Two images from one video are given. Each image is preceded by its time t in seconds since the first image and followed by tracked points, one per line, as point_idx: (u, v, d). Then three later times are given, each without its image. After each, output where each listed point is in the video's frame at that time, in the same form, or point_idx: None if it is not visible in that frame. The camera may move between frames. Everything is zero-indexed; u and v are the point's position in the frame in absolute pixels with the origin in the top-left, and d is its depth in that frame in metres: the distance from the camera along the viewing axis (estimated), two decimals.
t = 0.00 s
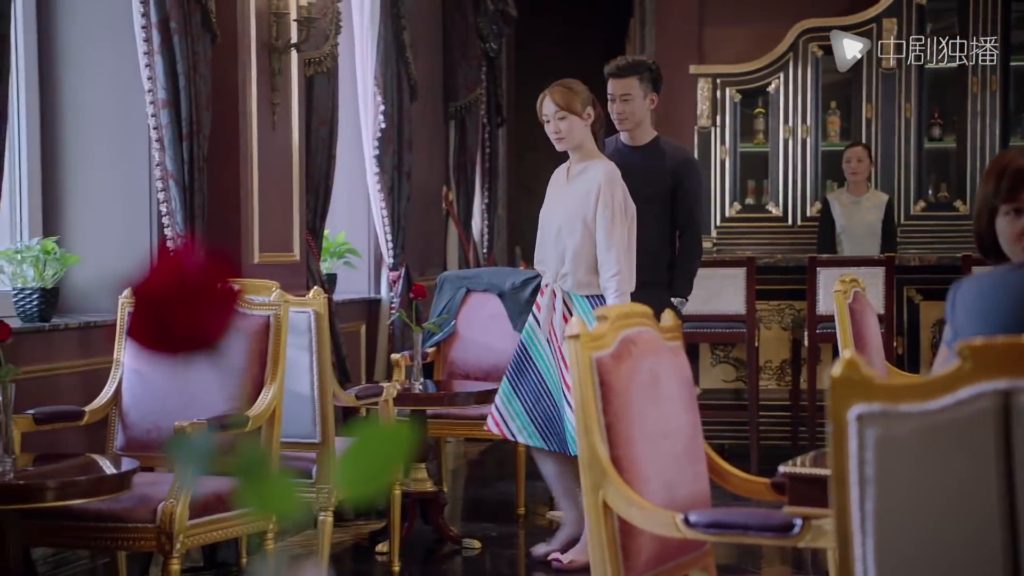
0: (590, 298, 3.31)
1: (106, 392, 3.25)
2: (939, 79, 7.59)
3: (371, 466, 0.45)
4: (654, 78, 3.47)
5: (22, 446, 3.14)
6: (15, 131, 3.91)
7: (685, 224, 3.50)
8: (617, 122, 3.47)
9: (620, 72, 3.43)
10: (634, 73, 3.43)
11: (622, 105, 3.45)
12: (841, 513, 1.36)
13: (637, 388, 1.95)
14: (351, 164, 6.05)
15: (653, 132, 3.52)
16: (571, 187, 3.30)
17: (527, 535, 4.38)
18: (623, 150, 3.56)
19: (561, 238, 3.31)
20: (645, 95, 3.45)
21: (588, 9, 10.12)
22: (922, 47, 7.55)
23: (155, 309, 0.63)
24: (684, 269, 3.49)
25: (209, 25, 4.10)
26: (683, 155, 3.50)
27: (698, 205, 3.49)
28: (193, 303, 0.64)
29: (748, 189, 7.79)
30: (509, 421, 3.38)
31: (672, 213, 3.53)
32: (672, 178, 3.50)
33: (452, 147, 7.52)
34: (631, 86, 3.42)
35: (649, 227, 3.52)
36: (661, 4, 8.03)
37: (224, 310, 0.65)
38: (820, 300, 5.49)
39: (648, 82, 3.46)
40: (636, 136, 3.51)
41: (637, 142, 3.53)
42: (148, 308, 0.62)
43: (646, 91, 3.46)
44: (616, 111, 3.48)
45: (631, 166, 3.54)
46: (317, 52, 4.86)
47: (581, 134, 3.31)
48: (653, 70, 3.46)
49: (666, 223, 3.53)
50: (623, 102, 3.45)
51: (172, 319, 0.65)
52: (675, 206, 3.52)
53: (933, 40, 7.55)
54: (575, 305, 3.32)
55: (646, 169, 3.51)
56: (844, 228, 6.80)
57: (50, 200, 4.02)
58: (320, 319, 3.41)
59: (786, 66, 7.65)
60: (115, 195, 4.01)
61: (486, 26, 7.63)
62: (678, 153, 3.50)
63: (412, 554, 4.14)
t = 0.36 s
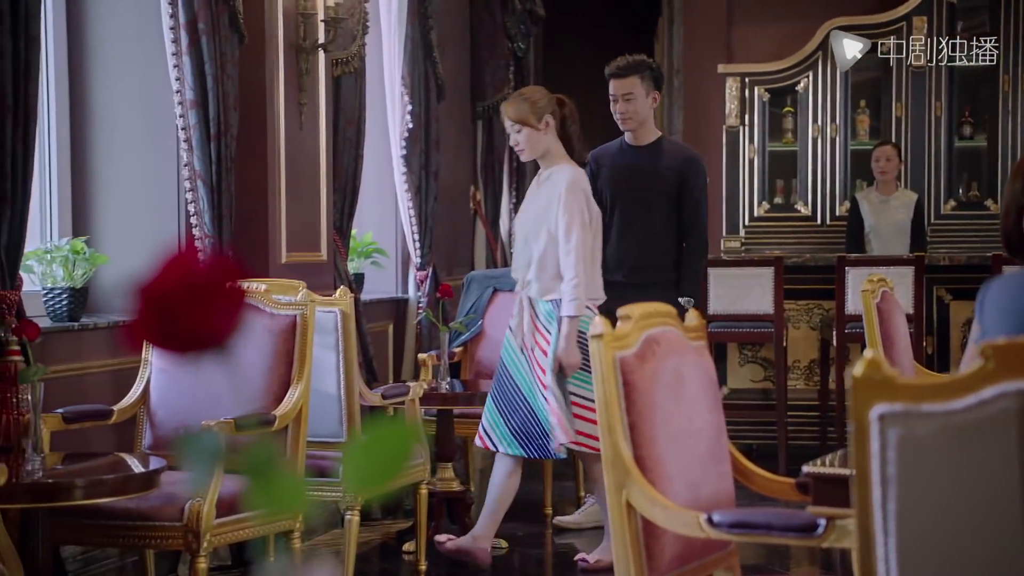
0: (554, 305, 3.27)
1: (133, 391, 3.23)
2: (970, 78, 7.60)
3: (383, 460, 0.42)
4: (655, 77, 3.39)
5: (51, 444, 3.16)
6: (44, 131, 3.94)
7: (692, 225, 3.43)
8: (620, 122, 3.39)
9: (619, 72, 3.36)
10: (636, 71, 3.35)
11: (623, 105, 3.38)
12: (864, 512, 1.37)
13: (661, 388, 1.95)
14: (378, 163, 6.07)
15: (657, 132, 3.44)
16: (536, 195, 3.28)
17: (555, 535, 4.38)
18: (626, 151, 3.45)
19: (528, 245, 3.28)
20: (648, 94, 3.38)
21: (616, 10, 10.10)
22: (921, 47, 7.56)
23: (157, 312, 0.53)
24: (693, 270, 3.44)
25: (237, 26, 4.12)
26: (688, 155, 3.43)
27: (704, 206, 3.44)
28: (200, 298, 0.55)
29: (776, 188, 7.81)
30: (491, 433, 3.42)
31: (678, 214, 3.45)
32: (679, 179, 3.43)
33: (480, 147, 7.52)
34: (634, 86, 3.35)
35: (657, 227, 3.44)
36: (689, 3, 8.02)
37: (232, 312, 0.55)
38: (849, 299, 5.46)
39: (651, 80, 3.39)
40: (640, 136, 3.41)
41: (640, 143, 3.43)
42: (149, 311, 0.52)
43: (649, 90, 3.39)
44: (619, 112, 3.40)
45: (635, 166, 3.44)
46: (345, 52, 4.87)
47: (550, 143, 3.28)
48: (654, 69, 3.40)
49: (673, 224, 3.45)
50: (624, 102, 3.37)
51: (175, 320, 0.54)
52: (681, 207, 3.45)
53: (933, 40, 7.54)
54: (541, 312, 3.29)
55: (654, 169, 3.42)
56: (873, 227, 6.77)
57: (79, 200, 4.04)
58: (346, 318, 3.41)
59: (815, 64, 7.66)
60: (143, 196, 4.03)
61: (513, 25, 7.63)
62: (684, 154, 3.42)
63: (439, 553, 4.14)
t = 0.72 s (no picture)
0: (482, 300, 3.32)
1: (152, 391, 3.25)
2: (991, 77, 7.57)
3: (373, 461, 0.50)
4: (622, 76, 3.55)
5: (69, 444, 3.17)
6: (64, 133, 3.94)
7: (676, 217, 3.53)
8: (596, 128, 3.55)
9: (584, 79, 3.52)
10: (602, 76, 3.52)
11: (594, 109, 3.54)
12: (875, 512, 1.38)
13: (675, 388, 1.94)
14: (397, 164, 6.07)
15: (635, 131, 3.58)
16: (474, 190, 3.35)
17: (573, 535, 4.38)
18: (608, 154, 3.59)
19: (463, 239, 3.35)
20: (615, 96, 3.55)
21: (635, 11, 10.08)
22: (921, 47, 7.56)
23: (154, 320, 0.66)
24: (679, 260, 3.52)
25: (255, 26, 4.12)
26: (665, 148, 3.55)
27: (685, 197, 3.53)
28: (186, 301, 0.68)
29: (796, 188, 7.86)
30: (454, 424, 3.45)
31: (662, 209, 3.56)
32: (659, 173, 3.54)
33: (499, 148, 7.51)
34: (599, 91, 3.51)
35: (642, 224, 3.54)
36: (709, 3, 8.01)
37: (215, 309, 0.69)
38: (869, 299, 5.43)
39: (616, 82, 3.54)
40: (618, 136, 3.55)
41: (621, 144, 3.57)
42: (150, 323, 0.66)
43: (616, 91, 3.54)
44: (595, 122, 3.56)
45: (617, 167, 3.57)
46: (363, 53, 4.88)
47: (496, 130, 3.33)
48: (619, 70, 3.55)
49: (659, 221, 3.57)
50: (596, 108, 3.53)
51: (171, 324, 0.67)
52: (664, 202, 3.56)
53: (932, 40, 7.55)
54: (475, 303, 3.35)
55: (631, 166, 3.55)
56: (893, 227, 6.75)
57: (98, 201, 4.05)
58: (364, 318, 3.42)
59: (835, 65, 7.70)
60: (162, 197, 4.04)
61: (532, 25, 7.63)
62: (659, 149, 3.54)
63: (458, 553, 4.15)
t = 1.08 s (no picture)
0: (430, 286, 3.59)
1: (168, 390, 3.24)
2: (1013, 75, 7.54)
3: (363, 464, 0.45)
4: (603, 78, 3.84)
5: (86, 444, 3.17)
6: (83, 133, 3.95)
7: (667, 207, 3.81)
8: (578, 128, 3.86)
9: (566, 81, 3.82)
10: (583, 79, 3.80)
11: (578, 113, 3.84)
12: (886, 514, 1.39)
13: (690, 388, 1.93)
14: (415, 164, 6.07)
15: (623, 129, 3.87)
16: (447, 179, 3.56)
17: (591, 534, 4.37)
18: (598, 158, 3.88)
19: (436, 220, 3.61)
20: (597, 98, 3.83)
21: (654, 11, 10.06)
22: (921, 48, 7.61)
23: (140, 312, 0.49)
24: (670, 251, 3.81)
25: (274, 26, 4.12)
26: (648, 144, 3.82)
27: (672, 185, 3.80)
28: (181, 292, 0.50)
29: (817, 187, 7.85)
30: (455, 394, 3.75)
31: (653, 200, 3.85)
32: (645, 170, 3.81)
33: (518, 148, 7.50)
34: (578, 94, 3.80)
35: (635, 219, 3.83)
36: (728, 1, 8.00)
37: (221, 310, 0.50)
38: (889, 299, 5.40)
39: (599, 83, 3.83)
40: (603, 136, 3.86)
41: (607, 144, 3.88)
42: (133, 315, 0.49)
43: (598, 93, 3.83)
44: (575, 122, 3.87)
45: (607, 168, 3.86)
46: (381, 51, 4.89)
47: (467, 132, 3.47)
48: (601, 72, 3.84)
49: (651, 215, 3.85)
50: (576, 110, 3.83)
51: (164, 321, 0.50)
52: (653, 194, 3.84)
53: (932, 41, 7.59)
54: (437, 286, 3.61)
55: (620, 167, 3.83)
56: (914, 226, 6.73)
57: (117, 202, 4.06)
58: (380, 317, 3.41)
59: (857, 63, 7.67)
60: (180, 199, 4.05)
61: (552, 24, 7.62)
62: (642, 144, 3.81)
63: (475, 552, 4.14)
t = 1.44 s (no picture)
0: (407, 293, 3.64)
1: (181, 389, 3.22)
2: None
3: (352, 465, 0.44)
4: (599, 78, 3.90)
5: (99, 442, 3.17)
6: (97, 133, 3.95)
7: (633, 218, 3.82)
8: (568, 123, 3.90)
9: (563, 75, 3.88)
10: (580, 75, 3.86)
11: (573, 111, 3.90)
12: (895, 515, 1.38)
13: (699, 388, 1.93)
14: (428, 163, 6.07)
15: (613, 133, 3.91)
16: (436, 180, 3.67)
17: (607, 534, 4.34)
18: (586, 156, 3.94)
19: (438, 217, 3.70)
20: (592, 96, 3.87)
21: (669, 10, 10.04)
22: (920, 47, 7.61)
23: (126, 312, 0.59)
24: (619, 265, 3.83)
25: (287, 25, 4.12)
26: (626, 152, 3.83)
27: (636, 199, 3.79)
28: (165, 292, 0.59)
29: (833, 185, 7.84)
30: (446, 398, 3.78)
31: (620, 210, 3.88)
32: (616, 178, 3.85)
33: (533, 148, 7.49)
34: (576, 88, 3.85)
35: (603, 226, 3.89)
36: None
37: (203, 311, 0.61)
38: (904, 298, 5.38)
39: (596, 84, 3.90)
40: (593, 137, 3.90)
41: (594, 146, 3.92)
42: (118, 316, 0.58)
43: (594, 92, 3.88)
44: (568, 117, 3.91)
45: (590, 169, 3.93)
46: (394, 51, 4.90)
47: (431, 136, 3.56)
48: (598, 72, 3.90)
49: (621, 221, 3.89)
50: (572, 104, 3.87)
51: (147, 318, 0.59)
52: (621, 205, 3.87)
53: (932, 40, 7.58)
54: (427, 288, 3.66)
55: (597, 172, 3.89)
56: (931, 225, 6.70)
57: (132, 201, 4.07)
58: (393, 316, 3.35)
59: (873, 61, 7.65)
60: (193, 199, 4.05)
61: (566, 24, 7.63)
62: (616, 154, 3.84)
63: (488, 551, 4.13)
